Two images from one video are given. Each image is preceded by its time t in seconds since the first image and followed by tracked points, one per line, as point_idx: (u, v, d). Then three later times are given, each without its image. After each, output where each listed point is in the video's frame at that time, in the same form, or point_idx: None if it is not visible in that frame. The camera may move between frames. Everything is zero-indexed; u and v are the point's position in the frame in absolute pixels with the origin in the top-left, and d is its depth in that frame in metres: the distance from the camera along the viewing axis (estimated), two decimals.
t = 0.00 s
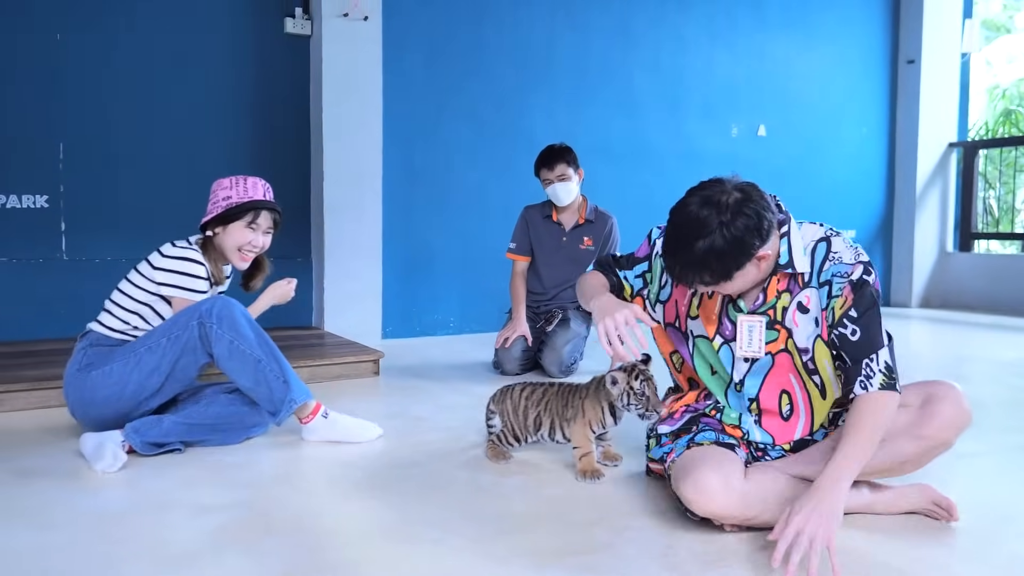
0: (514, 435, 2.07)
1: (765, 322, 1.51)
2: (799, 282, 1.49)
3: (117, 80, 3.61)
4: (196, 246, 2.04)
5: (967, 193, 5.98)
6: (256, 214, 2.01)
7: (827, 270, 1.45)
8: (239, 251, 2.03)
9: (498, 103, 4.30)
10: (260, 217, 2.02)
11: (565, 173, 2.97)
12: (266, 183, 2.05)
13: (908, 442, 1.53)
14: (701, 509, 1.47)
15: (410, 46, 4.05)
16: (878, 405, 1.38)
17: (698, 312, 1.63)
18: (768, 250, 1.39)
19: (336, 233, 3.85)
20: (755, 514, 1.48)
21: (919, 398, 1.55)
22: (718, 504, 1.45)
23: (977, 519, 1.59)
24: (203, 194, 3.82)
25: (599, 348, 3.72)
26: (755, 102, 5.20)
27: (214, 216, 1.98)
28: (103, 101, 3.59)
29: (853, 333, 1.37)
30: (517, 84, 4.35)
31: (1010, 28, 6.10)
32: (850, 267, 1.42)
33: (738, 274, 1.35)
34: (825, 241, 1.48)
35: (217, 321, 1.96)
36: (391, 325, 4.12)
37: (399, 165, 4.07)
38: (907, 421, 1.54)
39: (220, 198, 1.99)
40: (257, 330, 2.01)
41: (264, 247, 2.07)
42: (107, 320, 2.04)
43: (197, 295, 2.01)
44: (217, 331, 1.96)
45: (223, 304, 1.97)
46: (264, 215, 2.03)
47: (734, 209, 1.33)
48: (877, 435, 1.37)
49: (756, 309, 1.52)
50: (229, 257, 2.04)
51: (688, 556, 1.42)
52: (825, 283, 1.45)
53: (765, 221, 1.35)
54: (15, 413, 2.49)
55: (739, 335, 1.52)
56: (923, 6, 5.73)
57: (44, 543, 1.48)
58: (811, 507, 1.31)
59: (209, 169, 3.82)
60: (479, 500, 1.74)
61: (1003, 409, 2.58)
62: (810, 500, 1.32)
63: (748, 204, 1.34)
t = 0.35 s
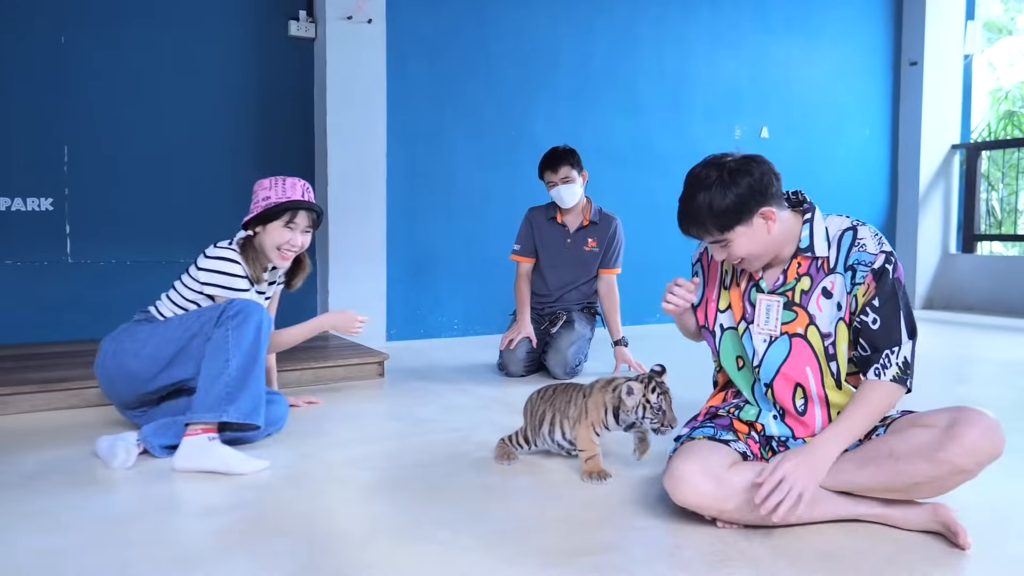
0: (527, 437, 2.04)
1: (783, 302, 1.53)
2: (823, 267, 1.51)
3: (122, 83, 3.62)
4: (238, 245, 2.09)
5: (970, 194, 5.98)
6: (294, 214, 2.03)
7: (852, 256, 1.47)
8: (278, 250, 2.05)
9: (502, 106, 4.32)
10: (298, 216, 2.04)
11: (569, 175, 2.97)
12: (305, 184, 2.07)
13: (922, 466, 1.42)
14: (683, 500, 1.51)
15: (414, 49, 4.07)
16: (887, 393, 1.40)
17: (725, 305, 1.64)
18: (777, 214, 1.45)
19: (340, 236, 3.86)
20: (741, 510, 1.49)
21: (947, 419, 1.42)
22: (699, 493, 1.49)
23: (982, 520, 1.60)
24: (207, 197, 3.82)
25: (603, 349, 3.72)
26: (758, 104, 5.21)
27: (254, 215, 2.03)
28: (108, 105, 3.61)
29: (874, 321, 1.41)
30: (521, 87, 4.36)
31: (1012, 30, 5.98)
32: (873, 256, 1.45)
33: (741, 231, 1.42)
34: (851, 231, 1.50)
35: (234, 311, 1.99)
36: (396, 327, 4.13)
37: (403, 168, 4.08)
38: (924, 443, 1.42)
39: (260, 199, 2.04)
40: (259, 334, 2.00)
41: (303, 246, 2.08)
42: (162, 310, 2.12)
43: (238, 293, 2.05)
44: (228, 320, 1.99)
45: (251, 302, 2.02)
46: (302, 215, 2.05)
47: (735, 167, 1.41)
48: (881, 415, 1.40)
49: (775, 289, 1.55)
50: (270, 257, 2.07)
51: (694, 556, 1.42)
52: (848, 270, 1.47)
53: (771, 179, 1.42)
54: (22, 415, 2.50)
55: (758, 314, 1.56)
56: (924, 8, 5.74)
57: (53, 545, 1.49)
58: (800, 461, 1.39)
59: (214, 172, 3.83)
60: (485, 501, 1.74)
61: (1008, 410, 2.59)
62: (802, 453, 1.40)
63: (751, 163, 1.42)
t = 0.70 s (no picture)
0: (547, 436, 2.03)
1: (818, 304, 1.52)
2: (861, 275, 1.50)
3: (124, 85, 3.63)
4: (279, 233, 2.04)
5: (972, 198, 5.98)
6: (333, 197, 2.01)
7: (890, 267, 1.47)
8: (318, 234, 2.02)
9: (505, 110, 4.32)
10: (336, 200, 2.02)
11: (571, 177, 2.97)
12: (342, 171, 2.05)
13: (935, 461, 1.38)
14: (722, 455, 1.43)
15: (417, 52, 4.08)
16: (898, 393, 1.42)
17: (744, 305, 1.61)
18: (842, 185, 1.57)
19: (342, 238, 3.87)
20: (783, 476, 1.38)
21: (956, 415, 1.39)
22: (744, 446, 1.40)
23: (984, 520, 1.60)
24: (210, 198, 3.83)
25: (605, 351, 3.73)
26: (761, 108, 5.21)
27: (294, 200, 2.01)
28: (112, 106, 3.62)
29: (895, 334, 1.44)
30: (523, 89, 4.37)
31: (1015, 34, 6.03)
32: (911, 270, 1.45)
33: (828, 170, 1.51)
34: (891, 242, 1.50)
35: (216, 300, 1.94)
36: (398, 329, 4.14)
37: (406, 170, 4.09)
38: (936, 439, 1.39)
39: (300, 185, 2.03)
40: (225, 327, 1.92)
41: (343, 231, 2.05)
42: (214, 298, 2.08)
43: (282, 274, 1.97)
44: (208, 309, 1.93)
45: (237, 292, 1.96)
46: (341, 199, 2.02)
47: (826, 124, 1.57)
48: (880, 404, 1.42)
49: (809, 292, 1.54)
50: (310, 242, 2.03)
51: (696, 556, 1.43)
52: (887, 280, 1.47)
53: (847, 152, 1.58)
54: (25, 415, 2.50)
55: (790, 315, 1.54)
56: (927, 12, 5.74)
57: (55, 545, 1.49)
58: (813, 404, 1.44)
59: (217, 174, 3.84)
60: (487, 502, 1.74)
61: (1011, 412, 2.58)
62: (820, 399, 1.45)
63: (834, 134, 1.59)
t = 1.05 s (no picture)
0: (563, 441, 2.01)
1: (822, 311, 1.51)
2: (858, 274, 1.50)
3: (119, 87, 3.62)
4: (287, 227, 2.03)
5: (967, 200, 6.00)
6: (336, 186, 2.02)
7: (885, 263, 1.48)
8: (325, 225, 2.02)
9: (502, 113, 4.33)
10: (339, 188, 2.03)
11: (569, 180, 2.98)
12: (345, 162, 2.08)
13: (967, 481, 1.35)
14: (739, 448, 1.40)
15: (415, 55, 4.08)
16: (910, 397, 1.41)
17: (751, 313, 1.59)
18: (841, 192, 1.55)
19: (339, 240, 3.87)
20: (798, 474, 1.33)
21: (976, 433, 1.35)
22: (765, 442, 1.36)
23: (981, 520, 1.61)
24: (206, 201, 3.83)
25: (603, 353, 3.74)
26: (757, 110, 5.22)
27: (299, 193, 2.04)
28: (108, 109, 3.61)
29: (891, 329, 1.44)
30: (520, 92, 4.38)
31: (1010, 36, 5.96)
32: (906, 265, 1.46)
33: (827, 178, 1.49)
34: (882, 238, 1.51)
35: (260, 344, 1.93)
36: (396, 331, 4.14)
37: (403, 172, 4.09)
38: (967, 461, 1.35)
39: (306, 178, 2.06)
40: (247, 376, 1.90)
41: (349, 220, 2.05)
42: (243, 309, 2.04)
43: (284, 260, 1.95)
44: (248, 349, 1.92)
45: (286, 344, 1.94)
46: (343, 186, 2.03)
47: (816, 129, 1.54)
48: (882, 400, 1.42)
49: (813, 300, 1.53)
50: (318, 234, 2.03)
51: (695, 559, 1.44)
52: (883, 277, 1.48)
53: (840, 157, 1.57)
54: (24, 419, 2.50)
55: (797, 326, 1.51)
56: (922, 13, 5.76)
57: (54, 549, 1.49)
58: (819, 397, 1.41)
59: (215, 177, 3.84)
60: (486, 504, 1.75)
61: (1007, 412, 2.60)
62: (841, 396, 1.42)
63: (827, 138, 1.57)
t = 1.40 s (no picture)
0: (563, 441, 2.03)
1: (795, 333, 1.42)
2: (842, 301, 1.40)
3: (119, 90, 3.63)
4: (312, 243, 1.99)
5: (964, 201, 6.02)
6: (374, 204, 1.98)
7: (870, 295, 1.36)
8: (359, 242, 1.99)
9: (501, 116, 4.34)
10: (377, 206, 1.99)
11: (567, 183, 3.00)
12: (380, 174, 2.03)
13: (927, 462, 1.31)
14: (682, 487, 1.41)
15: (414, 59, 4.10)
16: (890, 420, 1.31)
17: (736, 312, 1.55)
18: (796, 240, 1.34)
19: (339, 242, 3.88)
20: (749, 508, 1.37)
21: (942, 408, 1.33)
22: (701, 481, 1.38)
23: (975, 521, 1.62)
24: (205, 204, 3.84)
25: (601, 354, 3.74)
26: (755, 112, 5.24)
27: (333, 208, 1.97)
28: (108, 113, 3.62)
29: (860, 363, 1.32)
30: (519, 94, 4.39)
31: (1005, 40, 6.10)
32: (895, 300, 1.32)
33: (756, 262, 1.33)
34: (879, 266, 1.38)
35: (282, 434, 1.80)
36: (395, 333, 4.15)
37: (402, 175, 4.10)
38: (926, 435, 1.32)
39: (338, 190, 1.99)
40: (255, 459, 1.78)
41: (382, 237, 2.02)
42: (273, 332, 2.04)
43: (298, 279, 1.91)
44: (270, 433, 1.80)
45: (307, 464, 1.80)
46: (381, 204, 2.00)
47: (754, 189, 1.30)
48: (828, 435, 1.32)
49: (788, 317, 1.44)
50: (350, 250, 2.00)
51: (690, 560, 1.44)
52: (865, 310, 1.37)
53: (799, 208, 1.31)
54: (23, 423, 2.51)
55: (765, 342, 1.45)
56: (918, 16, 5.78)
57: (54, 551, 1.50)
58: (731, 404, 1.31)
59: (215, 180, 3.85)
60: (484, 505, 1.76)
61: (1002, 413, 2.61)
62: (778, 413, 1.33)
63: (784, 184, 1.31)
